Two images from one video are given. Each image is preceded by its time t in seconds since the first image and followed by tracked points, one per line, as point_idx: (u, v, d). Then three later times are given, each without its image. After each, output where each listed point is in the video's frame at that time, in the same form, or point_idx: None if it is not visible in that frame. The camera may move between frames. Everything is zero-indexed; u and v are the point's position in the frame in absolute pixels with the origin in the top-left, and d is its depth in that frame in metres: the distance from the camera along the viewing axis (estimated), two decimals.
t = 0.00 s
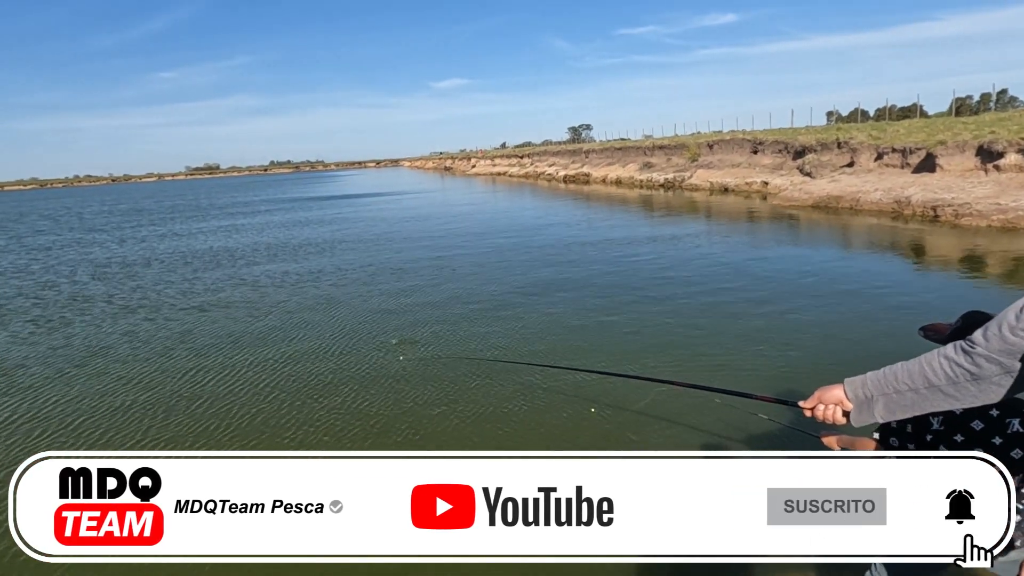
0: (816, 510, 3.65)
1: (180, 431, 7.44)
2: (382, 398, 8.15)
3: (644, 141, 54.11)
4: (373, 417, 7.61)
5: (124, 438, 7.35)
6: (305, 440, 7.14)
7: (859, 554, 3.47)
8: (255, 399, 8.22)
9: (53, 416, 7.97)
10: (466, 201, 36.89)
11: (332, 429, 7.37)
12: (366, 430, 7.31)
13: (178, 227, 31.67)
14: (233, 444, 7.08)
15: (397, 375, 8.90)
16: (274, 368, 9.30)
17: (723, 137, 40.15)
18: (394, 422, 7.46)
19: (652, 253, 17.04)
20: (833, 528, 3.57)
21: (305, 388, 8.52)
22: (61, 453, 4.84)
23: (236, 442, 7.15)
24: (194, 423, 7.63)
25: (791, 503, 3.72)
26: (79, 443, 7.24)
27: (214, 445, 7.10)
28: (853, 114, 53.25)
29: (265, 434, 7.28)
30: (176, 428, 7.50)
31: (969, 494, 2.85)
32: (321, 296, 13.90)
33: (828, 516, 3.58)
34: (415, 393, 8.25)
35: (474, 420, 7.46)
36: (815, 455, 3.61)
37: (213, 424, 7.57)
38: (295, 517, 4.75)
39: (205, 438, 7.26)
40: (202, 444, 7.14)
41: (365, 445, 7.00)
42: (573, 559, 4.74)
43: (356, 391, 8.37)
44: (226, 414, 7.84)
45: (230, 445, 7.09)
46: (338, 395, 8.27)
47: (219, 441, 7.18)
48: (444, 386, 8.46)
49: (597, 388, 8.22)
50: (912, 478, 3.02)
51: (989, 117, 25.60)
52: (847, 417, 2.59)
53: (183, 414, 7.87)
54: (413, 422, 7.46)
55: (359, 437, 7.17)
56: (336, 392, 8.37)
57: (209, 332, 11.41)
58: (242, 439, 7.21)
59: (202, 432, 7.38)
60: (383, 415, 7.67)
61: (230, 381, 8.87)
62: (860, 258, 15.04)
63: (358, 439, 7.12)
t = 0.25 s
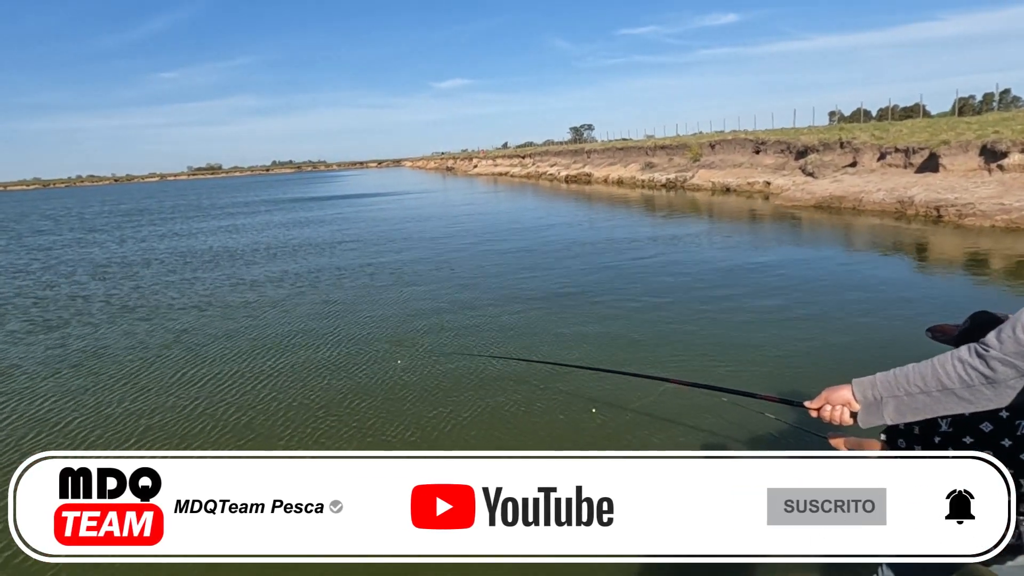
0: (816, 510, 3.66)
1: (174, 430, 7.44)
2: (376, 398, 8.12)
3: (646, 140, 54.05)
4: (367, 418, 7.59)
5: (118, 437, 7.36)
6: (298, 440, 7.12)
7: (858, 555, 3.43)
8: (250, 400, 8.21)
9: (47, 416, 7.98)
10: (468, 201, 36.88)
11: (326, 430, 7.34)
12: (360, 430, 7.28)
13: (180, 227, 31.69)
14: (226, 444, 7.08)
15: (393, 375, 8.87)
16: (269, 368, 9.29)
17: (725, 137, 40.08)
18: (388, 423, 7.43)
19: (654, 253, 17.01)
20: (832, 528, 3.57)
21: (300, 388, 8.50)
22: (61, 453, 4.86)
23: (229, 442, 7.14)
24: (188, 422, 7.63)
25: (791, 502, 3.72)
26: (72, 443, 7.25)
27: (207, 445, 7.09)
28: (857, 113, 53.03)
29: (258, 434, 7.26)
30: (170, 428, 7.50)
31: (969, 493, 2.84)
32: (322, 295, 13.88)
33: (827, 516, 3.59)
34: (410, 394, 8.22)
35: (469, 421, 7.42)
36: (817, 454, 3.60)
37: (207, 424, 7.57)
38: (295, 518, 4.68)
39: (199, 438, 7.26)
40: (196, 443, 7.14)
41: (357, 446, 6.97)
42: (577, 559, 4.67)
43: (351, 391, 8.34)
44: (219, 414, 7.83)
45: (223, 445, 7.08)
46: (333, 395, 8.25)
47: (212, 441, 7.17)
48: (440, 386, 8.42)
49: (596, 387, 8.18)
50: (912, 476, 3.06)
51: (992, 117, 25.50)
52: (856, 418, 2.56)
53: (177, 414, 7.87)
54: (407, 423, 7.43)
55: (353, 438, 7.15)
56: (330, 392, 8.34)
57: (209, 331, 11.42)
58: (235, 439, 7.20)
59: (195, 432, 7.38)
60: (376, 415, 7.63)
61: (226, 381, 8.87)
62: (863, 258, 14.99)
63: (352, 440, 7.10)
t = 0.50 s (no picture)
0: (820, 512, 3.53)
1: (168, 431, 7.38)
2: (373, 398, 8.04)
3: (648, 140, 53.97)
4: (362, 418, 7.51)
5: (112, 437, 7.31)
6: (293, 440, 7.06)
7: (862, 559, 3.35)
8: (245, 400, 8.15)
9: (42, 416, 7.93)
10: (470, 200, 36.82)
11: (320, 430, 7.27)
12: (355, 431, 7.21)
13: (181, 226, 31.64)
14: (219, 444, 7.02)
15: (390, 376, 8.79)
16: (266, 369, 9.22)
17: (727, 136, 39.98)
18: (383, 424, 7.36)
19: (657, 252, 16.91)
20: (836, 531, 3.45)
21: (296, 389, 8.42)
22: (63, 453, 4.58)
23: (222, 441, 7.08)
24: (183, 423, 7.58)
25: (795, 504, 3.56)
26: (65, 443, 7.20)
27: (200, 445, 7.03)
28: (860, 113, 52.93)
29: (252, 434, 7.21)
30: (165, 429, 7.44)
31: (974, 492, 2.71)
32: (323, 295, 13.81)
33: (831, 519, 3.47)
34: (407, 394, 8.14)
35: (466, 423, 7.34)
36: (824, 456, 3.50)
37: (202, 425, 7.51)
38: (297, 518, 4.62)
39: (193, 438, 7.20)
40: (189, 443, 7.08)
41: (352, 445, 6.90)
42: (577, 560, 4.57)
43: (348, 392, 8.26)
44: (214, 415, 7.77)
45: (216, 444, 7.02)
46: (329, 396, 8.17)
47: (206, 441, 7.11)
48: (437, 387, 8.33)
49: (598, 387, 8.12)
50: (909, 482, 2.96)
51: (997, 116, 25.41)
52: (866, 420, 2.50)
53: (172, 415, 7.82)
54: (403, 424, 7.35)
55: (347, 438, 7.07)
56: (327, 393, 8.27)
57: (208, 331, 11.35)
58: (229, 439, 7.14)
59: (190, 432, 7.32)
60: (372, 416, 7.55)
61: (222, 381, 8.81)
62: (867, 257, 14.89)
63: (347, 440, 7.02)
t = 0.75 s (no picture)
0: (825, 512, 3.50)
1: (165, 429, 7.42)
2: (370, 398, 8.03)
3: (652, 137, 53.88)
4: (358, 418, 7.51)
5: (109, 434, 7.35)
6: (288, 439, 7.06)
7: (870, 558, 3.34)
8: (243, 399, 8.17)
9: (42, 413, 7.99)
10: (474, 198, 36.89)
11: (316, 429, 7.27)
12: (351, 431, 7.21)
13: (186, 223, 31.78)
14: (215, 443, 7.04)
15: (388, 375, 8.77)
16: (266, 367, 9.24)
17: (732, 133, 39.90)
18: (380, 424, 7.35)
19: (662, 250, 16.89)
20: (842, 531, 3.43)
21: (294, 387, 8.44)
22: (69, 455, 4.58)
23: (218, 440, 7.11)
24: (180, 421, 7.61)
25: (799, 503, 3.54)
26: (63, 440, 7.25)
27: (196, 443, 7.06)
28: (865, 111, 52.75)
29: (248, 433, 7.22)
30: (163, 427, 7.48)
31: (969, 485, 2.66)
32: (327, 292, 13.84)
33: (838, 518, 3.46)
34: (404, 394, 8.13)
35: (462, 423, 7.32)
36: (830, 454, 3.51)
37: (199, 423, 7.54)
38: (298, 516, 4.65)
39: (189, 436, 7.23)
40: (184, 442, 7.10)
41: (347, 445, 6.89)
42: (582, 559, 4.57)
43: (345, 391, 8.26)
44: (211, 413, 7.78)
45: (212, 443, 7.04)
46: (327, 395, 8.18)
47: (202, 439, 7.13)
48: (435, 386, 8.31)
49: (599, 386, 8.13)
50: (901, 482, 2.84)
51: (1004, 113, 25.29)
52: (872, 417, 2.48)
53: (169, 413, 7.85)
54: (399, 424, 7.34)
55: (343, 438, 7.06)
56: (324, 392, 8.27)
57: (210, 328, 11.39)
58: (225, 437, 7.16)
59: (187, 431, 7.35)
60: (368, 416, 7.55)
61: (221, 380, 8.84)
62: (873, 255, 14.85)
63: (342, 439, 7.02)
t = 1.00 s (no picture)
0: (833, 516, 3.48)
1: (159, 425, 7.43)
2: (364, 396, 8.02)
3: (656, 134, 53.73)
4: (352, 416, 7.50)
5: (104, 430, 7.38)
6: (281, 437, 7.06)
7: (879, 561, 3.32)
8: (238, 396, 8.17)
9: (38, 408, 8.03)
10: (477, 194, 36.84)
11: (309, 427, 7.27)
12: (345, 429, 7.19)
13: (189, 219, 31.82)
14: (207, 440, 7.04)
15: (384, 373, 8.75)
16: (262, 364, 9.24)
17: (736, 130, 39.75)
18: (373, 422, 7.34)
19: (665, 247, 16.85)
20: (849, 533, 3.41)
21: (289, 385, 8.43)
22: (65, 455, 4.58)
23: (211, 437, 7.11)
24: (175, 417, 7.63)
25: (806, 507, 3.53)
26: (57, 435, 7.28)
27: (189, 440, 7.07)
28: (871, 107, 52.46)
29: (241, 431, 7.23)
30: (157, 423, 7.49)
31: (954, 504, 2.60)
32: (330, 289, 13.86)
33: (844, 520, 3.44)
34: (400, 392, 8.11)
35: (457, 422, 7.30)
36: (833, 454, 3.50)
37: (193, 419, 7.56)
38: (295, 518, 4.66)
39: (183, 432, 7.25)
40: (177, 438, 7.11)
41: (340, 444, 6.88)
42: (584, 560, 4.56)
43: (340, 389, 8.24)
44: (206, 410, 7.80)
45: (205, 440, 7.04)
46: (322, 392, 8.17)
47: (195, 436, 7.14)
48: (431, 385, 8.29)
49: (600, 384, 8.11)
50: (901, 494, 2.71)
51: (1011, 110, 25.12)
52: (874, 415, 2.45)
53: (164, 409, 7.87)
54: (394, 423, 7.32)
55: (336, 435, 7.05)
56: (320, 389, 8.26)
57: (213, 325, 11.40)
58: (218, 434, 7.17)
59: (180, 427, 7.36)
60: (362, 415, 7.53)
61: (217, 376, 8.85)
62: (877, 252, 14.78)
63: (335, 437, 7.02)
